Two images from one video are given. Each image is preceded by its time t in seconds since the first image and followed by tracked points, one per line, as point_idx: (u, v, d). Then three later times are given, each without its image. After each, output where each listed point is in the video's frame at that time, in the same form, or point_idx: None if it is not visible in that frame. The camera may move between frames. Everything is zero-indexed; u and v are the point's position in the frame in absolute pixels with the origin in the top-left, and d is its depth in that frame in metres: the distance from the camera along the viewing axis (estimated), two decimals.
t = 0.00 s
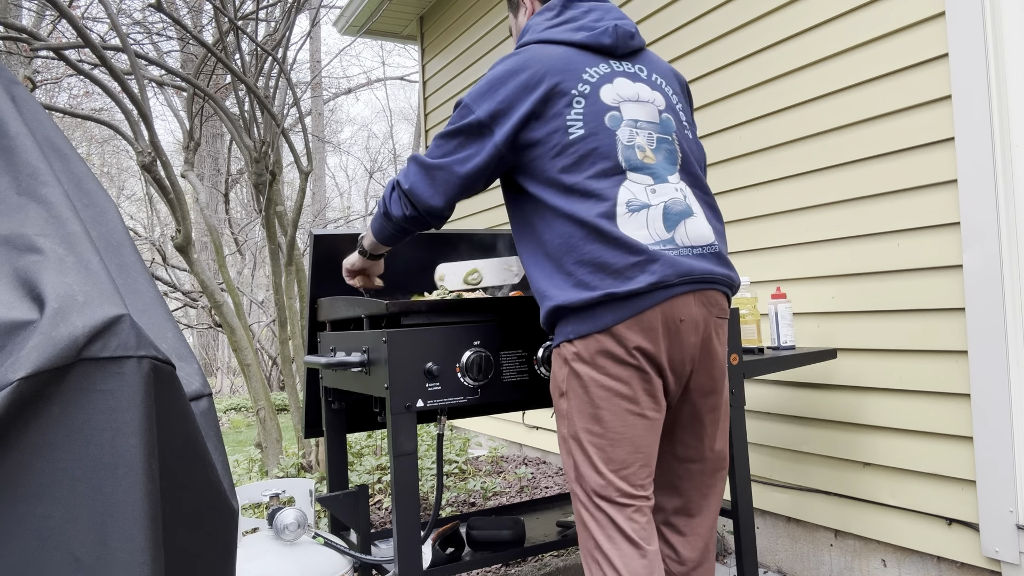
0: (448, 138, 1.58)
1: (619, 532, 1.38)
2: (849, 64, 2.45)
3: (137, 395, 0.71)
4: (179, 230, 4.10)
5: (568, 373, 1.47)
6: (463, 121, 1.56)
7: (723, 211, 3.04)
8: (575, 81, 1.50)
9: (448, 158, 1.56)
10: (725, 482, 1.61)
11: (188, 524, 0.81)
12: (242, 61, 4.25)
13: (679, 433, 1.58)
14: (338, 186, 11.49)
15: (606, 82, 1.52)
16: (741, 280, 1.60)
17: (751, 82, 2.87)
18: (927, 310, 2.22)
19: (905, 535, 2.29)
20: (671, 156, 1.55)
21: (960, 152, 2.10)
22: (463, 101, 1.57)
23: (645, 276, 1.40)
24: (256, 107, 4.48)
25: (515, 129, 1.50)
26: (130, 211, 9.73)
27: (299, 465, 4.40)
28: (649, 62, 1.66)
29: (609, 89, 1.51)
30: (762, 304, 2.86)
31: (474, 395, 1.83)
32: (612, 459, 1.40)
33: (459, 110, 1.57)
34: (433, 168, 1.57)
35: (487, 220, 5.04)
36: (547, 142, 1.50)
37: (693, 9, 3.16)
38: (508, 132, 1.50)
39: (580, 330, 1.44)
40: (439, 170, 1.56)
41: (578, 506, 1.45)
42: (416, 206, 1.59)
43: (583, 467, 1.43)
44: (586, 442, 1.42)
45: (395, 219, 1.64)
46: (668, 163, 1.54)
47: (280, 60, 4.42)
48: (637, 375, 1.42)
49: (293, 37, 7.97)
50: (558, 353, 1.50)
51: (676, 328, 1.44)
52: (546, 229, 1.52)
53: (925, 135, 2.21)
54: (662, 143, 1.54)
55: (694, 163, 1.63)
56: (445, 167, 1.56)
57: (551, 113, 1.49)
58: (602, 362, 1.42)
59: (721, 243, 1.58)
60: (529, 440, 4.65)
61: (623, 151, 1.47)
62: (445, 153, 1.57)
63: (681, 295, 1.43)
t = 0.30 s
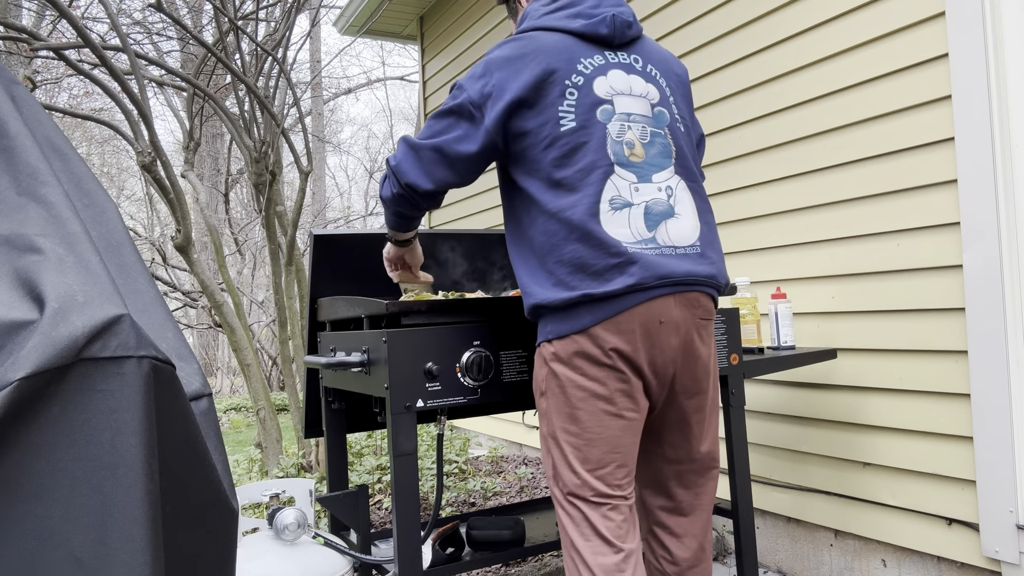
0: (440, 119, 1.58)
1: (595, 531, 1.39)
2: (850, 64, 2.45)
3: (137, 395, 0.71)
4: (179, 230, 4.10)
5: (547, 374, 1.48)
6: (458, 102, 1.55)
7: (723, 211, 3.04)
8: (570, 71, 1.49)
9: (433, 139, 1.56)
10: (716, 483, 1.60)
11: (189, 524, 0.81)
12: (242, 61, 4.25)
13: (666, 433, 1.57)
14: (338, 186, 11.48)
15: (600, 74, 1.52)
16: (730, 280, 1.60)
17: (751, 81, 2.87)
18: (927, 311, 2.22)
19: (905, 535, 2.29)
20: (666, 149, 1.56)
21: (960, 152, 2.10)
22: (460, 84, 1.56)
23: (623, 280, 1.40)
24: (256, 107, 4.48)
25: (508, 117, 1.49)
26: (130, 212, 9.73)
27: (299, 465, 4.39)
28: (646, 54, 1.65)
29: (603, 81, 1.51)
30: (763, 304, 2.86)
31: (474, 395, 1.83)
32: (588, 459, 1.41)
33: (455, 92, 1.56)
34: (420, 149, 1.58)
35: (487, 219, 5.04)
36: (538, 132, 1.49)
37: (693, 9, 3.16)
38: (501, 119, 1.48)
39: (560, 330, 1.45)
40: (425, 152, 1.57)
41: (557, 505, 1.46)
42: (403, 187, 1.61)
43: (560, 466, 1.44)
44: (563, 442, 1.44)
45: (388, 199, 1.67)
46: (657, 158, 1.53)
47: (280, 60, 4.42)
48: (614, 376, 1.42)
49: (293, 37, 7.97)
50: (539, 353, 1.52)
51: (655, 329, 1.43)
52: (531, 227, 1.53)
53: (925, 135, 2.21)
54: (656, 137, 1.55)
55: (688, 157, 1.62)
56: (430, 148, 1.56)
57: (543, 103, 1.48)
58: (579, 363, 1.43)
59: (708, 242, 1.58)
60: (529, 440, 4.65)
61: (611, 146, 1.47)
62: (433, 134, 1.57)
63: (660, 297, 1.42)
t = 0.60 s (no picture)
0: (448, 134, 1.52)
1: (578, 542, 1.39)
2: (850, 64, 2.45)
3: (137, 395, 0.71)
4: (179, 230, 4.10)
5: (532, 380, 1.46)
6: (458, 103, 1.51)
7: (723, 211, 3.04)
8: (573, 58, 1.49)
9: (456, 159, 1.50)
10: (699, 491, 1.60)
11: (189, 524, 0.81)
12: (242, 61, 4.25)
13: (652, 441, 1.56)
14: (338, 186, 11.48)
15: (603, 64, 1.51)
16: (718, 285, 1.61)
17: (751, 81, 2.87)
18: (928, 311, 2.22)
19: (905, 535, 2.29)
20: (667, 148, 1.57)
21: (960, 152, 2.10)
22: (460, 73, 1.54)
23: (614, 287, 1.39)
24: (256, 107, 4.48)
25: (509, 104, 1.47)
26: (130, 212, 9.73)
27: (299, 465, 4.40)
28: (648, 46, 1.65)
29: (606, 71, 1.51)
30: (763, 304, 2.86)
31: (474, 395, 1.83)
32: (573, 470, 1.41)
33: (456, 88, 1.53)
34: (445, 171, 1.52)
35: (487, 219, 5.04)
36: (536, 121, 1.47)
37: (693, 9, 3.16)
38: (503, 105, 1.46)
39: (544, 337, 1.43)
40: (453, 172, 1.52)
41: (539, 513, 1.45)
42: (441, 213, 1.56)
43: (543, 475, 1.43)
44: (547, 451, 1.42)
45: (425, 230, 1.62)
46: (659, 156, 1.55)
47: (280, 60, 4.42)
48: (600, 386, 1.42)
49: (293, 37, 7.97)
50: (523, 358, 1.50)
51: (643, 338, 1.43)
52: (520, 223, 1.50)
53: (925, 136, 2.21)
54: (659, 134, 1.56)
55: (686, 156, 1.64)
56: (459, 169, 1.51)
57: (544, 90, 1.47)
58: (566, 372, 1.42)
59: (703, 245, 1.59)
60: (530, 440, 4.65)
61: (613, 143, 1.47)
62: (452, 152, 1.52)
63: (650, 305, 1.43)
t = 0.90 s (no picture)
0: (444, 132, 1.53)
1: (576, 547, 1.38)
2: (850, 64, 2.45)
3: (137, 394, 0.71)
4: (179, 230, 4.10)
5: (523, 383, 1.46)
6: (453, 101, 1.51)
7: (723, 211, 3.04)
8: (573, 53, 1.48)
9: (454, 156, 1.51)
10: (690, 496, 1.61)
11: (190, 524, 0.81)
12: (242, 61, 4.25)
13: (644, 446, 1.56)
14: (338, 186, 11.49)
15: (604, 59, 1.51)
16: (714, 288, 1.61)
17: (752, 81, 2.87)
18: (928, 311, 2.22)
19: (905, 535, 2.29)
20: (660, 152, 1.56)
21: (960, 152, 2.10)
22: (457, 66, 1.54)
23: (607, 293, 1.39)
24: (256, 107, 4.48)
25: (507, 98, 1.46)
26: (130, 212, 9.72)
27: (299, 465, 4.40)
28: (651, 41, 1.64)
29: (606, 68, 1.50)
30: (762, 304, 2.86)
31: (474, 395, 1.83)
32: (568, 474, 1.41)
33: (454, 83, 1.53)
34: (445, 169, 1.53)
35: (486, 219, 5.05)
36: (533, 117, 1.47)
37: (694, 9, 3.16)
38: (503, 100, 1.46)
39: (533, 339, 1.43)
40: (454, 169, 1.52)
41: (535, 518, 1.45)
42: (448, 210, 1.57)
43: (538, 479, 1.43)
44: (542, 455, 1.42)
45: (434, 228, 1.63)
46: (653, 161, 1.54)
47: (280, 60, 4.42)
48: (593, 389, 1.41)
49: (293, 37, 7.97)
50: (514, 361, 1.50)
51: (636, 343, 1.43)
52: (516, 221, 1.50)
53: (925, 136, 2.21)
54: (653, 137, 1.55)
55: (683, 157, 1.63)
56: (459, 166, 1.51)
57: (542, 85, 1.46)
58: (558, 375, 1.42)
59: (693, 251, 1.59)
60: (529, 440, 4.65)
61: (610, 143, 1.47)
62: (449, 150, 1.52)
63: (642, 310, 1.42)
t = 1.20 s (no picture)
0: (460, 123, 1.47)
1: (585, 546, 1.38)
2: (850, 64, 2.45)
3: (137, 394, 0.71)
4: (179, 230, 4.09)
5: (531, 382, 1.46)
6: (465, 93, 1.48)
7: (723, 211, 3.04)
8: (589, 50, 1.48)
9: (474, 146, 1.44)
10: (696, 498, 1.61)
11: (190, 525, 0.81)
12: (242, 61, 4.25)
13: (650, 447, 1.55)
14: (338, 186, 11.49)
15: (618, 58, 1.51)
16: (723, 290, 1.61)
17: (752, 81, 2.87)
18: (928, 311, 2.22)
19: (905, 535, 2.29)
20: (672, 152, 1.56)
21: (960, 152, 2.10)
22: (466, 60, 1.52)
23: (613, 293, 1.39)
24: (256, 107, 4.48)
25: (526, 92, 1.45)
26: (130, 212, 9.73)
27: (299, 465, 4.41)
28: (663, 41, 1.64)
29: (620, 67, 1.50)
30: (762, 304, 2.86)
31: (474, 395, 1.83)
32: (576, 472, 1.40)
33: (462, 76, 1.50)
34: (462, 161, 1.46)
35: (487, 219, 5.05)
36: (550, 113, 1.46)
37: (694, 9, 3.16)
38: (522, 95, 1.45)
39: (539, 338, 1.43)
40: (472, 162, 1.46)
41: (544, 517, 1.44)
42: (460, 207, 1.49)
43: (546, 478, 1.43)
44: (550, 454, 1.42)
45: (440, 226, 1.55)
46: (664, 161, 1.54)
47: (280, 60, 4.42)
48: (601, 388, 1.41)
49: (293, 37, 7.97)
50: (520, 360, 1.49)
51: (642, 342, 1.43)
52: (524, 219, 1.50)
53: (925, 136, 2.21)
54: (665, 137, 1.55)
55: (695, 158, 1.63)
56: (480, 156, 1.45)
57: (560, 82, 1.46)
58: (565, 373, 1.42)
59: (705, 252, 1.59)
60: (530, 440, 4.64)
61: (621, 143, 1.47)
62: (466, 141, 1.45)
63: (648, 310, 1.42)
